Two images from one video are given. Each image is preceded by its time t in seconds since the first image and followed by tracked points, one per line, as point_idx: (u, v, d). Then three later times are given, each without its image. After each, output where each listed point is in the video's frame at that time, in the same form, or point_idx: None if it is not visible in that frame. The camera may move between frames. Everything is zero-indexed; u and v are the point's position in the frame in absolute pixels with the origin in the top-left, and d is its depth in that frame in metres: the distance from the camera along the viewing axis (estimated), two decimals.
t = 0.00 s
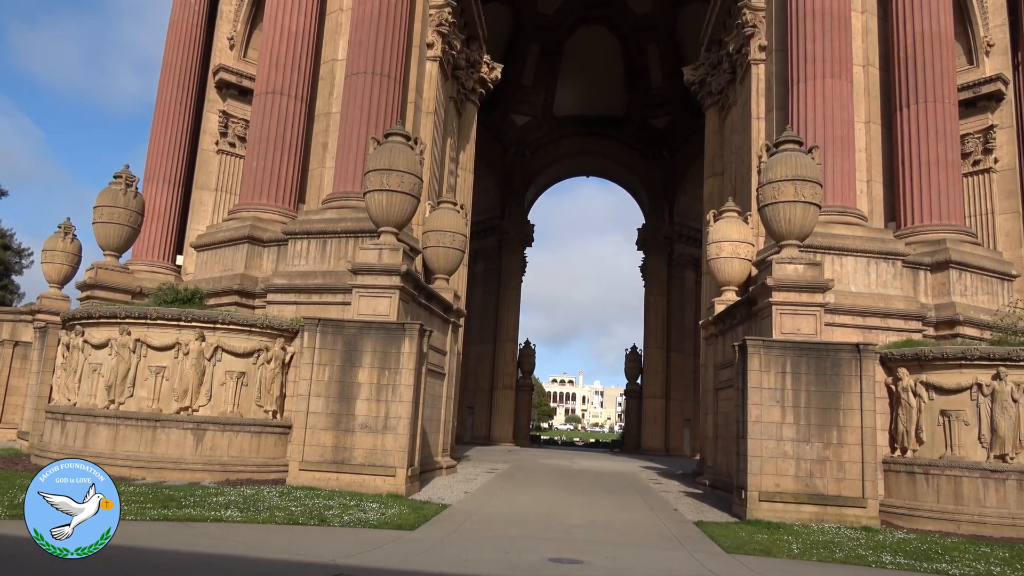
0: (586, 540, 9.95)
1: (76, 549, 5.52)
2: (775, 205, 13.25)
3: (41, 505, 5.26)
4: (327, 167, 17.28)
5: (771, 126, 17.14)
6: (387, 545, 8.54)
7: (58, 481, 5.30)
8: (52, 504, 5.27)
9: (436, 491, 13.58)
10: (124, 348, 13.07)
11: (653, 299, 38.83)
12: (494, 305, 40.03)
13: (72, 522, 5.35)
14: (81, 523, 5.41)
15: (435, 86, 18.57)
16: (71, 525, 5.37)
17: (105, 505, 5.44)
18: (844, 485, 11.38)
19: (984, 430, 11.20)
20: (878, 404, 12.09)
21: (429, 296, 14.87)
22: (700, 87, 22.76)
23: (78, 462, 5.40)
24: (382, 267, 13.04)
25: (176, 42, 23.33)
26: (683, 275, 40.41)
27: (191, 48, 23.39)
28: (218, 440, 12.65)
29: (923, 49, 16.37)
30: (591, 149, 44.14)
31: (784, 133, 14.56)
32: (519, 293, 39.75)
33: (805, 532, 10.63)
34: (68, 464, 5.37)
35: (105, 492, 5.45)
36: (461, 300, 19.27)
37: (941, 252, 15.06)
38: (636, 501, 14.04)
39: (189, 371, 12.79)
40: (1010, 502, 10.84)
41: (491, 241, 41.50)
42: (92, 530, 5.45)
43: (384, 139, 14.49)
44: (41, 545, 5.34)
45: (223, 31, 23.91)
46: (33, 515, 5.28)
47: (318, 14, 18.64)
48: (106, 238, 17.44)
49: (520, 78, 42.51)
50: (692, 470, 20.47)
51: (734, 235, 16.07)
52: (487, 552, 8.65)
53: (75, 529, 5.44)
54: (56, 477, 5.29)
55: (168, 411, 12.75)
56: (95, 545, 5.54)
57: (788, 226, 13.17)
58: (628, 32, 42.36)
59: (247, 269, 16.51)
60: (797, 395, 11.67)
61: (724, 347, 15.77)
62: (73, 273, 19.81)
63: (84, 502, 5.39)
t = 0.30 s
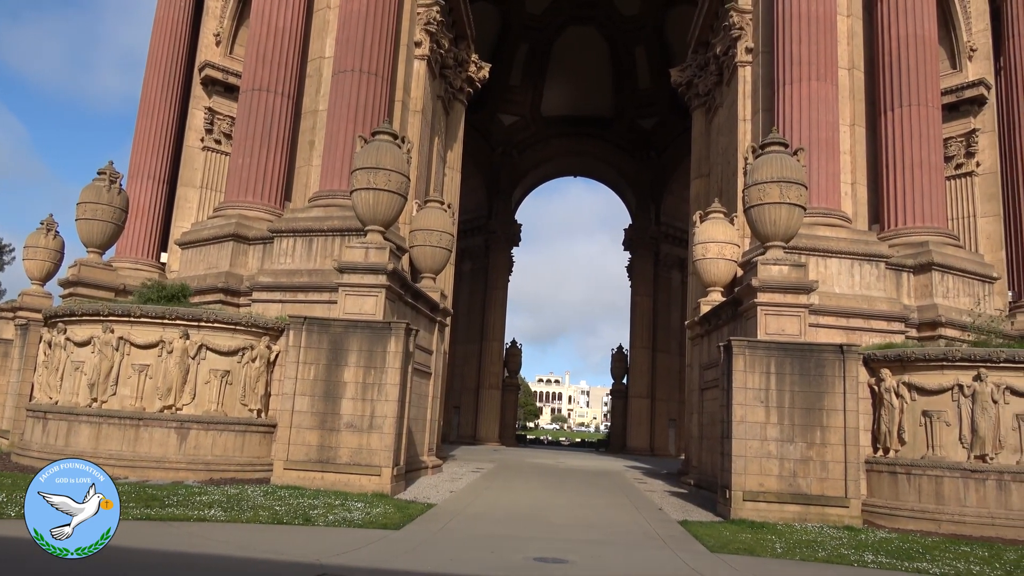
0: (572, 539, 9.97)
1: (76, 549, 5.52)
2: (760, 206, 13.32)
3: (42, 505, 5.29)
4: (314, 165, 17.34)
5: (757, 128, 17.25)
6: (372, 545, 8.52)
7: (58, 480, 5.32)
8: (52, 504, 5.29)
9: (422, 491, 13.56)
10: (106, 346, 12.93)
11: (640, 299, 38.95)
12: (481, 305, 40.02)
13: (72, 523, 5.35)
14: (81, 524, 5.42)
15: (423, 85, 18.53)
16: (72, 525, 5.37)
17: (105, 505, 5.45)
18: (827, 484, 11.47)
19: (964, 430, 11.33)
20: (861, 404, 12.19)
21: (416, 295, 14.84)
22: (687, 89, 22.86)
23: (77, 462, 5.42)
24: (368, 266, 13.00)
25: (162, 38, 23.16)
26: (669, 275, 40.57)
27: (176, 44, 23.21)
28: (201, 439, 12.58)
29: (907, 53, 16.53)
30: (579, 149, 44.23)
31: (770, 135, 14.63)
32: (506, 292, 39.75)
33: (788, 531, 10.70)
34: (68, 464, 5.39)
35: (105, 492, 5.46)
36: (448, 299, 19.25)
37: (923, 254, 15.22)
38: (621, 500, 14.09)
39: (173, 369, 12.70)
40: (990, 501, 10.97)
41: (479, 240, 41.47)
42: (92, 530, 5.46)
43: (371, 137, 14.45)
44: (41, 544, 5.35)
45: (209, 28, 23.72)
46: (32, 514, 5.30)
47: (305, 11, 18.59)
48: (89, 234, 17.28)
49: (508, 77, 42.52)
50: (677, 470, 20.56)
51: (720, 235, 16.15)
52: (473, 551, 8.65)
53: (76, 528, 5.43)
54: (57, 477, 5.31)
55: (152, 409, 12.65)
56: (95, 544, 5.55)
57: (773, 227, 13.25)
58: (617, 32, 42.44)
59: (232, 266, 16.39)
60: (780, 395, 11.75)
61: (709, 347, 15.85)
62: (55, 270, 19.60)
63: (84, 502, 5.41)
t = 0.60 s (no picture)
0: (557, 539, 9.98)
1: (77, 549, 5.57)
2: (746, 208, 13.39)
3: (41, 505, 5.24)
4: (301, 163, 17.44)
5: (743, 130, 17.34)
6: (357, 545, 8.49)
7: (58, 481, 5.26)
8: (52, 504, 5.23)
9: (407, 490, 13.53)
10: (89, 344, 12.80)
11: (626, 300, 39.07)
12: (467, 304, 40.00)
13: (72, 522, 5.32)
14: (81, 523, 5.38)
15: (411, 83, 18.48)
16: (71, 524, 5.33)
17: (105, 505, 5.40)
18: (810, 485, 11.56)
19: (946, 431, 11.45)
20: (844, 405, 12.29)
21: (402, 294, 14.81)
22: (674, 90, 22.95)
23: (77, 462, 5.35)
24: (354, 265, 12.95)
25: (146, 33, 22.99)
26: (656, 276, 40.73)
27: (161, 40, 23.04)
28: (185, 438, 12.48)
29: (892, 57, 16.67)
30: (566, 150, 44.30)
31: (756, 137, 14.71)
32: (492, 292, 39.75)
33: (772, 531, 10.77)
34: (67, 464, 5.33)
35: (105, 491, 5.41)
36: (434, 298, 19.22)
37: (907, 256, 15.37)
38: (606, 500, 14.13)
39: (156, 368, 12.60)
40: (970, 501, 11.10)
41: (466, 240, 41.42)
42: (92, 530, 5.43)
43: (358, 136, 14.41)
44: (41, 545, 5.34)
45: (195, 23, 23.51)
46: (32, 514, 5.26)
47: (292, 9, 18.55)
48: (72, 231, 17.12)
49: (496, 77, 42.48)
50: (662, 470, 20.64)
51: (706, 236, 16.23)
52: (458, 551, 8.63)
53: (75, 529, 5.41)
54: (56, 477, 5.24)
55: (135, 408, 12.54)
56: (95, 545, 5.62)
57: (759, 228, 13.31)
58: (604, 33, 42.45)
59: (216, 264, 16.28)
60: (765, 396, 11.81)
61: (695, 348, 15.93)
62: (37, 267, 19.38)
63: (84, 502, 5.35)
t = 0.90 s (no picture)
0: (542, 538, 10.00)
1: (77, 549, 5.46)
2: (732, 209, 13.46)
3: (41, 505, 5.21)
4: (286, 162, 17.41)
5: (729, 131, 17.44)
6: (342, 545, 8.47)
7: (58, 481, 5.22)
8: (53, 503, 5.21)
9: (393, 491, 13.48)
10: (72, 344, 12.67)
11: (613, 300, 39.18)
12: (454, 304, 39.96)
13: (72, 522, 5.29)
14: (82, 524, 5.35)
15: (398, 82, 18.44)
16: (72, 524, 5.30)
17: (105, 505, 5.37)
18: (794, 484, 11.65)
19: (928, 430, 11.57)
20: (828, 405, 12.39)
21: (389, 294, 14.78)
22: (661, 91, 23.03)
23: (78, 461, 5.31)
24: (340, 265, 12.90)
25: (130, 30, 22.81)
26: (642, 276, 40.88)
27: (145, 37, 22.86)
28: (169, 439, 12.39)
29: (876, 61, 16.82)
30: (554, 150, 44.36)
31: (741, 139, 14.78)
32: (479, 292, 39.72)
33: (756, 530, 10.84)
34: (67, 464, 5.29)
35: (105, 492, 5.37)
36: (420, 298, 19.19)
37: (890, 257, 15.52)
38: (592, 499, 14.17)
39: (140, 368, 12.50)
40: (952, 500, 11.22)
41: (453, 240, 41.36)
42: (92, 529, 5.41)
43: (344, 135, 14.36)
44: (41, 545, 5.29)
45: (180, 20, 23.32)
46: (33, 515, 5.21)
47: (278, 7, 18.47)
48: (54, 230, 16.94)
49: (483, 77, 42.45)
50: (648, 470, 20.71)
51: (692, 237, 16.31)
52: (444, 551, 8.63)
53: (75, 529, 5.36)
54: (56, 477, 5.21)
55: (118, 409, 12.43)
56: (95, 545, 5.50)
57: (744, 230, 13.39)
58: (592, 34, 42.54)
59: (201, 264, 16.17)
60: (750, 395, 11.88)
61: (681, 348, 16.00)
62: (18, 266, 19.17)
63: (84, 502, 5.33)
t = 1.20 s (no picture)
0: (528, 538, 10.01)
1: (76, 548, 5.36)
2: (718, 210, 13.53)
3: (42, 505, 5.15)
4: (272, 161, 17.35)
5: (715, 132, 17.53)
6: (328, 546, 8.45)
7: (58, 480, 5.16)
8: (52, 504, 5.15)
9: (378, 491, 13.44)
10: (54, 344, 12.53)
11: (600, 300, 39.28)
12: (441, 304, 39.89)
13: (73, 522, 5.23)
14: (81, 524, 5.29)
15: (384, 81, 18.40)
16: (72, 524, 5.24)
17: (105, 505, 5.29)
18: (779, 483, 11.73)
19: (911, 429, 11.68)
20: (812, 405, 12.48)
21: (375, 294, 14.74)
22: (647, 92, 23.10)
23: (78, 461, 5.26)
24: (326, 264, 12.85)
25: (114, 27, 22.60)
26: (629, 277, 41.01)
27: (129, 34, 22.66)
28: (153, 439, 12.29)
29: (861, 63, 16.97)
30: (542, 150, 44.41)
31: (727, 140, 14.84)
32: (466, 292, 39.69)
33: (741, 529, 10.90)
34: (67, 464, 5.23)
35: (105, 491, 5.30)
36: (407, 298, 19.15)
37: (873, 258, 15.66)
38: (579, 499, 14.20)
39: (123, 368, 12.39)
40: (934, 499, 11.33)
41: (440, 239, 41.30)
42: (92, 530, 5.33)
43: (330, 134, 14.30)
44: (41, 545, 5.21)
45: (164, 18, 23.12)
46: (33, 515, 5.15)
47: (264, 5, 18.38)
48: (35, 229, 16.74)
49: (471, 77, 42.43)
50: (634, 469, 20.77)
51: (678, 237, 16.38)
52: (430, 551, 8.62)
53: (76, 528, 5.28)
54: (57, 477, 5.15)
55: (101, 409, 12.31)
56: (95, 545, 5.40)
57: (730, 230, 13.46)
58: (579, 34, 42.62)
59: (186, 263, 16.05)
60: (735, 395, 11.95)
61: (667, 348, 16.06)
62: None
63: (84, 502, 5.27)
